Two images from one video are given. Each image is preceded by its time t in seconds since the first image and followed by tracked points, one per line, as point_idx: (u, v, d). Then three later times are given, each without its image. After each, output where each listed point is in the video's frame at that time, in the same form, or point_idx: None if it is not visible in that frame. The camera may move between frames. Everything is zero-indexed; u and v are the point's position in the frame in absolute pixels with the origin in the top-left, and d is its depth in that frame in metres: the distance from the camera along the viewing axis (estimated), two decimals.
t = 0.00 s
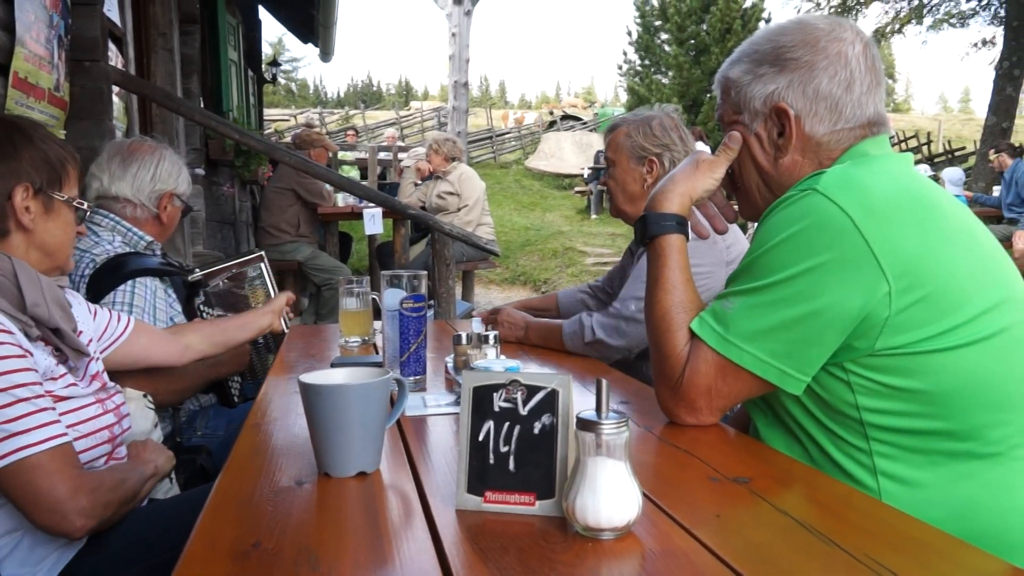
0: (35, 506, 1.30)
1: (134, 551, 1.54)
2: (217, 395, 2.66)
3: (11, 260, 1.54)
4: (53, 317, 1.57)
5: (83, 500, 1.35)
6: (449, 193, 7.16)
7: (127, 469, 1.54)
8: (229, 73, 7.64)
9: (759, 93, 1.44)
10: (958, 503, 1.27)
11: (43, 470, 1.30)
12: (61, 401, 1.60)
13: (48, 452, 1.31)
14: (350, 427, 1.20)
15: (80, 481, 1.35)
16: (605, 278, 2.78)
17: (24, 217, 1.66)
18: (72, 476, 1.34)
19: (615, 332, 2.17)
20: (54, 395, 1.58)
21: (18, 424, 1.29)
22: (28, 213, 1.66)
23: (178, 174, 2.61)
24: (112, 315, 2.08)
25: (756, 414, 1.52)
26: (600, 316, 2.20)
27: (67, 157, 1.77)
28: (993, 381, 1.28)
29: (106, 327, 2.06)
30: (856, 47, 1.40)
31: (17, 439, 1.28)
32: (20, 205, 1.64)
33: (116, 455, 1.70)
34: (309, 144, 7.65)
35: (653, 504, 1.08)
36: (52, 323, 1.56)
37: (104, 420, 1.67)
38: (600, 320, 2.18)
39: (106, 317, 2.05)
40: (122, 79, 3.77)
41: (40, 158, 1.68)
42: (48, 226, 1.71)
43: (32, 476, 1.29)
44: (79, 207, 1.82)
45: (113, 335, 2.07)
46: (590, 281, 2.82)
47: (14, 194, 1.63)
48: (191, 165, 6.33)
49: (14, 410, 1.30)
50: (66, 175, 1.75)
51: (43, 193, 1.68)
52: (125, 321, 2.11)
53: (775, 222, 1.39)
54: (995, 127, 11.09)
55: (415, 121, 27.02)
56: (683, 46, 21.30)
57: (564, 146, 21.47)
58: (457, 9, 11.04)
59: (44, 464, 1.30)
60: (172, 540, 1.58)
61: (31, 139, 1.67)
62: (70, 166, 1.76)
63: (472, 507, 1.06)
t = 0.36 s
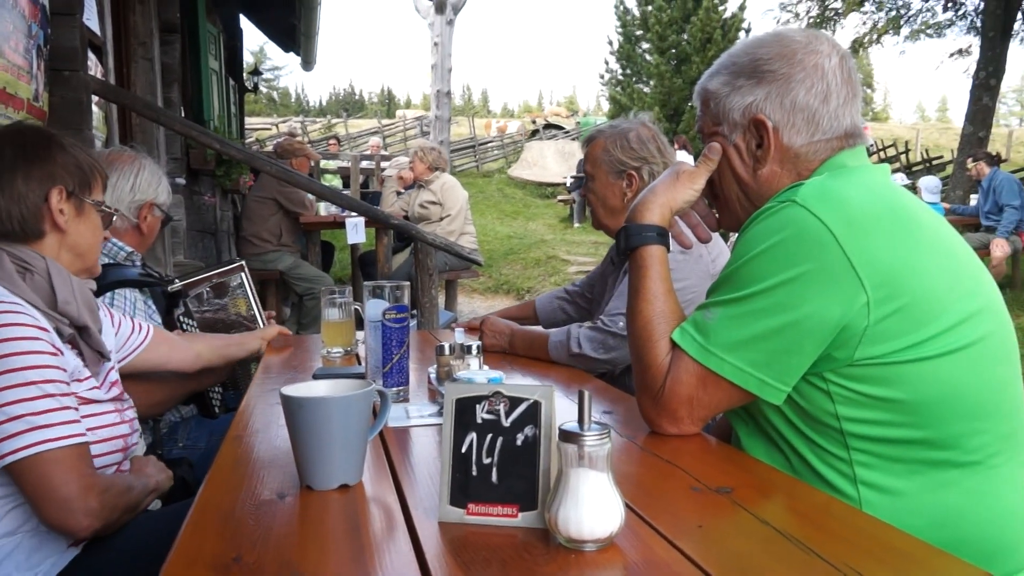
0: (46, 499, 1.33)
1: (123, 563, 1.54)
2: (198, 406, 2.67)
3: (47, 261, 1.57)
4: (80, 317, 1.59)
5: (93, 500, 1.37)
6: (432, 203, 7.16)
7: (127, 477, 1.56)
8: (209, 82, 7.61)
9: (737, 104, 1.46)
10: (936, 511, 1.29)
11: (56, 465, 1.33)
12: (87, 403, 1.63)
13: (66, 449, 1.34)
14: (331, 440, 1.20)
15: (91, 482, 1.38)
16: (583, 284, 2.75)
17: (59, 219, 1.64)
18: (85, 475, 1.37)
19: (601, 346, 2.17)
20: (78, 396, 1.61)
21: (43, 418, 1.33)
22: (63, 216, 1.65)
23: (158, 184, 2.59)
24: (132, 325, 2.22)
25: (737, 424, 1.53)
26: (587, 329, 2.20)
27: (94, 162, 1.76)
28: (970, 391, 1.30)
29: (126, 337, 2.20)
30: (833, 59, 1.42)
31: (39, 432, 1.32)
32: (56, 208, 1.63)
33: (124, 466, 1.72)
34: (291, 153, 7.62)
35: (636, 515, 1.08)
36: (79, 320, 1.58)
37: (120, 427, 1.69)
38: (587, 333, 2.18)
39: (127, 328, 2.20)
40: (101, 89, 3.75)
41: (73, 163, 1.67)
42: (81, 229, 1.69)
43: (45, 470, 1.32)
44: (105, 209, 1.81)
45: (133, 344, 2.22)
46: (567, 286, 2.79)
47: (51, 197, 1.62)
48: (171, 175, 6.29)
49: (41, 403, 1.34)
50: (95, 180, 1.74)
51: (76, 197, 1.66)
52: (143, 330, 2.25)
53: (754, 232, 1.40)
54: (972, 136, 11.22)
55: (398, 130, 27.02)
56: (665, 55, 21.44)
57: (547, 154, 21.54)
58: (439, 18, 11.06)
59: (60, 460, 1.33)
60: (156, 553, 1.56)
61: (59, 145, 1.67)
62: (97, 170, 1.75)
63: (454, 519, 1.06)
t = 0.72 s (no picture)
0: (58, 494, 1.34)
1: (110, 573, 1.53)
2: (183, 415, 2.65)
3: (59, 264, 1.60)
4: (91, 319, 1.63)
5: (103, 498, 1.40)
6: (420, 211, 7.15)
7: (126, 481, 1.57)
8: (197, 89, 7.58)
9: (723, 116, 1.47)
10: (920, 521, 1.30)
11: (70, 462, 1.35)
12: (100, 404, 1.65)
13: (81, 446, 1.36)
14: (319, 451, 1.20)
15: (103, 481, 1.40)
16: (571, 293, 2.76)
17: (71, 225, 1.67)
18: (97, 473, 1.39)
19: (589, 355, 2.18)
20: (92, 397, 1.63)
21: (63, 414, 1.34)
22: (75, 222, 1.67)
23: (144, 192, 2.58)
24: (132, 335, 2.31)
25: (724, 433, 1.53)
26: (575, 337, 2.20)
27: (104, 169, 1.77)
28: (954, 401, 1.31)
29: (127, 347, 2.29)
30: (817, 72, 1.44)
31: (58, 428, 1.34)
32: (67, 214, 1.65)
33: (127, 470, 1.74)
34: (278, 161, 7.60)
35: (623, 526, 1.09)
36: (89, 324, 1.62)
37: (127, 430, 1.71)
38: (575, 341, 2.19)
39: (127, 338, 2.29)
40: (88, 96, 3.73)
41: (84, 171, 1.68)
42: (92, 234, 1.72)
43: (60, 466, 1.34)
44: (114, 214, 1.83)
45: (134, 354, 2.31)
46: (555, 296, 2.80)
47: (62, 204, 1.64)
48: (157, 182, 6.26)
49: (61, 400, 1.35)
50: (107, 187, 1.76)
51: (87, 204, 1.69)
52: (143, 341, 2.35)
53: (740, 243, 1.41)
54: (955, 146, 11.33)
55: (386, 137, 27.02)
56: (651, 64, 21.54)
57: (535, 163, 21.59)
58: (427, 26, 11.09)
59: (74, 456, 1.35)
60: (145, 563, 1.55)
61: (71, 153, 1.68)
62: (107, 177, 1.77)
63: (442, 530, 1.06)
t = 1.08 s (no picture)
0: (62, 504, 1.35)
1: None
2: (178, 423, 2.65)
3: (61, 271, 1.60)
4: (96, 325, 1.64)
5: (108, 508, 1.40)
6: (414, 218, 7.16)
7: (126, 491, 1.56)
8: (189, 96, 7.57)
9: (718, 124, 1.48)
10: (916, 527, 1.31)
11: (75, 471, 1.35)
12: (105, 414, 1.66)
13: (87, 456, 1.37)
14: (316, 458, 1.20)
15: (107, 491, 1.40)
16: (564, 300, 2.75)
17: (61, 232, 1.68)
18: (102, 484, 1.39)
19: (583, 362, 2.19)
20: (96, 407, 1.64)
21: (70, 423, 1.35)
22: (64, 227, 1.68)
23: (137, 201, 2.57)
24: (132, 343, 2.32)
25: (718, 440, 1.54)
26: (569, 344, 2.21)
27: (89, 166, 1.76)
28: (948, 408, 1.32)
29: (127, 354, 2.30)
30: (810, 80, 1.45)
31: (65, 437, 1.34)
32: (55, 221, 1.66)
33: (128, 480, 1.74)
34: (271, 168, 7.59)
35: (619, 533, 1.09)
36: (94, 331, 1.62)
37: (129, 441, 1.72)
38: (569, 348, 2.20)
39: (128, 345, 2.30)
40: (81, 104, 3.73)
41: (66, 175, 1.67)
42: (85, 236, 1.73)
43: (65, 475, 1.34)
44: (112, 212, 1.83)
45: (134, 361, 2.32)
46: (550, 302, 2.80)
47: (47, 211, 1.64)
48: (150, 189, 6.24)
49: (68, 409, 1.36)
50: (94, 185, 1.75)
51: (75, 206, 1.69)
52: (142, 349, 2.36)
53: (735, 250, 1.42)
54: (946, 154, 11.40)
55: (378, 145, 27.03)
56: (644, 72, 21.62)
57: (528, 170, 21.62)
58: (420, 34, 11.10)
59: (80, 465, 1.36)
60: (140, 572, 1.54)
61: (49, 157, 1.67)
62: (96, 177, 1.76)
63: (438, 537, 1.06)
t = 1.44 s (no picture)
0: (56, 517, 1.34)
1: None
2: (173, 431, 2.65)
3: (59, 280, 1.61)
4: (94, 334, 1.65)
5: (102, 522, 1.40)
6: (410, 225, 7.16)
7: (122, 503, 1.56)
8: (184, 103, 7.57)
9: (711, 132, 1.49)
10: (911, 532, 1.31)
11: (69, 484, 1.35)
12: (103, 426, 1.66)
13: (81, 470, 1.36)
14: (313, 465, 1.20)
15: (102, 504, 1.40)
16: (561, 306, 2.76)
17: (60, 240, 1.68)
18: (97, 498, 1.39)
19: (580, 369, 2.18)
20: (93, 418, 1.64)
21: (66, 436, 1.35)
22: (64, 236, 1.68)
23: (132, 208, 2.57)
24: (132, 350, 2.32)
25: (714, 445, 1.54)
26: (566, 350, 2.21)
27: (89, 173, 1.77)
28: (943, 413, 1.33)
29: (126, 361, 2.30)
30: (804, 88, 1.46)
31: (61, 450, 1.34)
32: (54, 230, 1.66)
33: (123, 491, 1.74)
34: (266, 175, 7.59)
35: (615, 538, 1.09)
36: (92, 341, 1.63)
37: (123, 452, 1.72)
38: (566, 354, 2.20)
39: (127, 352, 2.30)
40: (75, 111, 3.72)
41: (65, 184, 1.68)
42: (86, 244, 1.73)
43: (60, 488, 1.34)
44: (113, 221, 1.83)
45: (133, 368, 2.31)
46: (545, 308, 2.80)
47: (47, 219, 1.65)
48: (145, 197, 6.23)
49: (64, 422, 1.36)
50: (94, 192, 1.76)
51: (74, 215, 1.69)
52: (141, 355, 2.35)
53: (730, 256, 1.42)
54: (939, 160, 11.45)
55: (374, 151, 27.02)
56: (638, 79, 21.68)
57: (523, 177, 21.65)
58: (415, 41, 11.12)
59: (75, 479, 1.36)
60: None
61: (47, 164, 1.68)
62: (96, 185, 1.76)
63: (435, 544, 1.06)
